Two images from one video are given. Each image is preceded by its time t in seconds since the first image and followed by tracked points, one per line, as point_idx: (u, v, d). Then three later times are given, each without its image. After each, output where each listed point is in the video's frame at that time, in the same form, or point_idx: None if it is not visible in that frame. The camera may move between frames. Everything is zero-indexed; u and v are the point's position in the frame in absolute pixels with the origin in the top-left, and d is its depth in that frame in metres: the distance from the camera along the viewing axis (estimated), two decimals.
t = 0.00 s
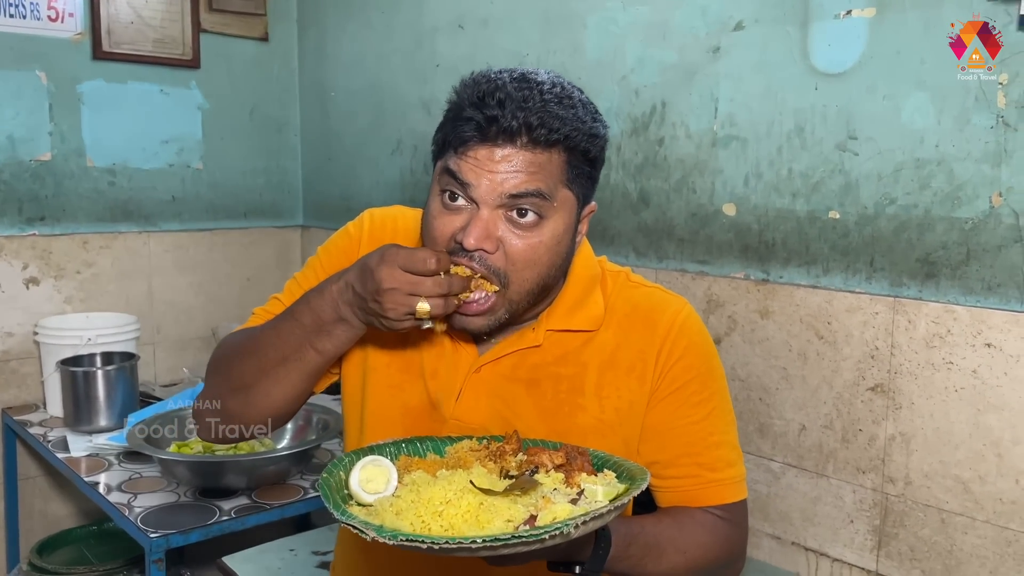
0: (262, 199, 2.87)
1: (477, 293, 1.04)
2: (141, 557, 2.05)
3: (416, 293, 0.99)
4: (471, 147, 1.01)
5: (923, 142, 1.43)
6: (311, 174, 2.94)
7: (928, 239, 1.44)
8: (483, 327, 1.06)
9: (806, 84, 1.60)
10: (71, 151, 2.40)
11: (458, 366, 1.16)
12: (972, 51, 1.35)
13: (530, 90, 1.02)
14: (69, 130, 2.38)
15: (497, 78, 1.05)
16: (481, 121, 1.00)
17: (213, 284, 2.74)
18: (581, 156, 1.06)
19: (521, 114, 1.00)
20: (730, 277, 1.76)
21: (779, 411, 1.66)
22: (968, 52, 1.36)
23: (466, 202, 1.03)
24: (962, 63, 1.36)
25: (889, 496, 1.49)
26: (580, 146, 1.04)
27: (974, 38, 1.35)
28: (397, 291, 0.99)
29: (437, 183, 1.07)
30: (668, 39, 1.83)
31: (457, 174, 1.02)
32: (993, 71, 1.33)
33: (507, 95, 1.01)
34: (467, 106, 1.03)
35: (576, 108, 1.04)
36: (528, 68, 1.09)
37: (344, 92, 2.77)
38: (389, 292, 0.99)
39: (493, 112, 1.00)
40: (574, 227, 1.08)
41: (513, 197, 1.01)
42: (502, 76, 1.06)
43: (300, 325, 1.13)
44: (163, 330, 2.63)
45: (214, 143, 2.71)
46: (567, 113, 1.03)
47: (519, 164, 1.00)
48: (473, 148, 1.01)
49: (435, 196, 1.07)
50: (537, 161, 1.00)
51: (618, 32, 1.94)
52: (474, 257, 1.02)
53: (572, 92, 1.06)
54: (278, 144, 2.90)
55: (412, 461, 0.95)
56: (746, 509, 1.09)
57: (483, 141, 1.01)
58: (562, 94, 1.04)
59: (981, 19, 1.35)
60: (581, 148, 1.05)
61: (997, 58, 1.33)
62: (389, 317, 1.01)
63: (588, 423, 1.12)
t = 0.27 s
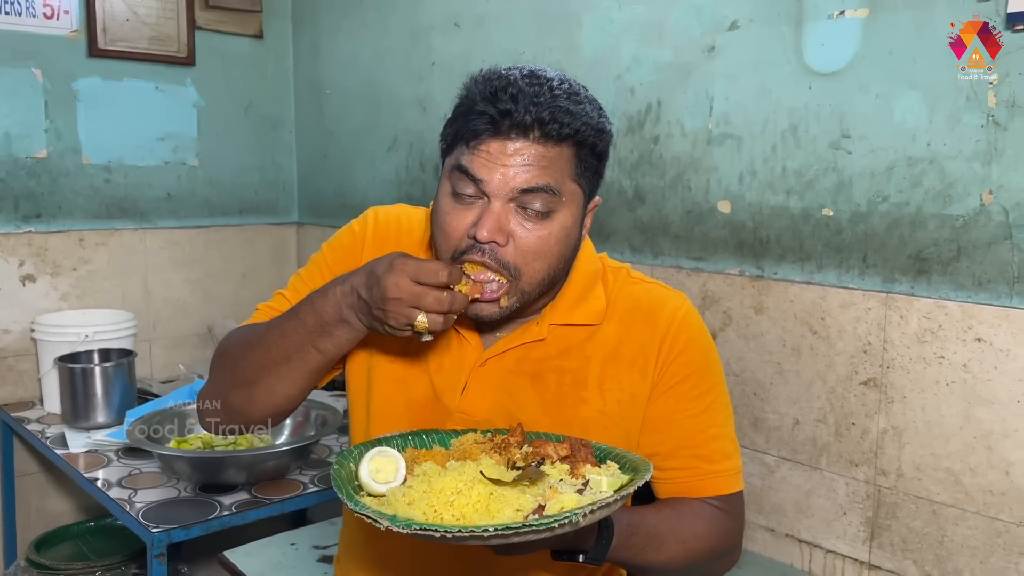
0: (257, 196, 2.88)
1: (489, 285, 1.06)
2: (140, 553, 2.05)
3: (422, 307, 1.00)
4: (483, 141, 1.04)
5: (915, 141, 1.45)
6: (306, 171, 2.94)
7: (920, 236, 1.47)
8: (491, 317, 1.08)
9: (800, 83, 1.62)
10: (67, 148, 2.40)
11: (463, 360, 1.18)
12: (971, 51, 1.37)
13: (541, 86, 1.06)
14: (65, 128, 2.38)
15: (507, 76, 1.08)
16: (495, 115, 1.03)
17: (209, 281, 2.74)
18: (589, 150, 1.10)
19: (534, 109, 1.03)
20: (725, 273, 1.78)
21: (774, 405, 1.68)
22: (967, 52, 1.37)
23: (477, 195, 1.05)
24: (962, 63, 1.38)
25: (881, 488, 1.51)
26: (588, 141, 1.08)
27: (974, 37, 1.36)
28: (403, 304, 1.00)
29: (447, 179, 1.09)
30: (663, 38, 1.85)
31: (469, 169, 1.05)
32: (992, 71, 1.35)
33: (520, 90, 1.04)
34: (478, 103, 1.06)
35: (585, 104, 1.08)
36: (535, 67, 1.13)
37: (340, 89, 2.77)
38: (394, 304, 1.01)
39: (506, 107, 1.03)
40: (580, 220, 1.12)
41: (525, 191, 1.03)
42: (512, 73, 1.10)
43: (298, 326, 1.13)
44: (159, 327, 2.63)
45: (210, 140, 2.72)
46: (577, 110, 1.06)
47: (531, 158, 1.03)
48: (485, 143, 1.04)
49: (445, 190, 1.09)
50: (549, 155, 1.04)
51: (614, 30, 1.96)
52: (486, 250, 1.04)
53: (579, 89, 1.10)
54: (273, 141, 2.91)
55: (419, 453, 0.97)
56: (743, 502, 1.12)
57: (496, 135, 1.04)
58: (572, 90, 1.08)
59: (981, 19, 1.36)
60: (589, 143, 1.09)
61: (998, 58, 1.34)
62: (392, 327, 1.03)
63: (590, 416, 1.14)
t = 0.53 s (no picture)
0: (253, 193, 2.88)
1: (495, 279, 1.08)
2: (138, 549, 2.06)
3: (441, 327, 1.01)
4: (487, 138, 1.06)
5: (908, 140, 1.48)
6: (302, 169, 2.95)
7: (912, 233, 1.49)
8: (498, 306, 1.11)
9: (795, 82, 1.64)
10: (63, 146, 2.40)
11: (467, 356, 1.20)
12: (972, 51, 1.38)
13: (542, 83, 1.08)
14: (61, 125, 2.39)
15: (508, 74, 1.11)
16: (497, 111, 1.06)
17: (205, 278, 2.75)
18: (591, 144, 1.12)
19: (536, 105, 1.05)
20: (721, 270, 1.80)
21: (768, 400, 1.71)
22: (968, 52, 1.39)
23: (483, 191, 1.07)
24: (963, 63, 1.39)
25: (874, 481, 1.54)
26: (589, 135, 1.10)
27: (974, 37, 1.38)
28: (422, 322, 1.02)
29: (451, 176, 1.11)
30: (660, 37, 1.87)
31: (473, 166, 1.06)
32: (992, 71, 1.36)
33: (522, 87, 1.07)
34: (481, 101, 1.08)
35: (584, 100, 1.11)
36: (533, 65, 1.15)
37: (336, 87, 2.78)
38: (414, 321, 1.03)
39: (509, 103, 1.05)
40: (584, 213, 1.14)
41: (530, 185, 1.05)
42: (511, 71, 1.12)
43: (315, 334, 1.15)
44: (156, 324, 2.64)
45: (206, 138, 2.72)
46: (578, 105, 1.09)
47: (534, 152, 1.05)
48: (489, 139, 1.06)
49: (449, 187, 1.11)
50: (553, 149, 1.06)
51: (610, 30, 1.97)
52: (494, 246, 1.06)
53: (577, 85, 1.13)
54: (269, 138, 2.91)
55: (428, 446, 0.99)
56: (742, 493, 1.14)
57: (499, 131, 1.06)
58: (571, 87, 1.10)
59: (981, 19, 1.38)
60: (590, 137, 1.11)
61: (998, 58, 1.36)
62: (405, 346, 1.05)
63: (592, 409, 1.16)
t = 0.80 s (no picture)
0: (249, 192, 2.89)
1: (500, 266, 1.10)
2: (135, 546, 2.08)
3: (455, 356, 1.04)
4: (488, 132, 1.08)
5: (899, 140, 1.50)
6: (297, 167, 2.96)
7: (903, 232, 1.52)
8: (504, 298, 1.13)
9: (788, 83, 1.67)
10: (59, 144, 2.40)
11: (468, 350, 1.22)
12: (972, 51, 1.40)
13: (538, 76, 1.10)
14: (57, 123, 2.39)
15: (505, 70, 1.13)
16: (497, 105, 1.07)
17: (201, 276, 2.76)
18: (588, 135, 1.14)
19: (536, 98, 1.07)
20: (715, 268, 1.83)
21: (762, 396, 1.73)
22: (968, 52, 1.40)
23: (486, 185, 1.09)
24: (963, 64, 1.41)
25: (866, 476, 1.57)
26: (586, 125, 1.13)
27: (974, 37, 1.39)
28: (440, 337, 1.06)
29: (452, 172, 1.13)
30: (654, 38, 1.89)
31: (476, 161, 1.08)
32: (992, 71, 1.38)
33: (520, 82, 1.09)
34: (479, 96, 1.10)
35: (579, 91, 1.14)
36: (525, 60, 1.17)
37: (331, 86, 2.79)
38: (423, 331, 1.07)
39: (509, 97, 1.07)
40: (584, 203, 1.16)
41: (533, 177, 1.07)
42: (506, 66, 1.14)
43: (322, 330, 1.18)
44: (152, 322, 2.64)
45: (202, 136, 2.72)
46: (574, 96, 1.11)
47: (534, 142, 1.07)
48: (489, 133, 1.08)
49: (452, 183, 1.12)
50: (553, 140, 1.08)
51: (606, 30, 1.99)
52: (501, 238, 1.08)
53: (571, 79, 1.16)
54: (264, 137, 2.92)
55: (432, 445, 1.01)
56: (737, 485, 1.16)
57: (500, 125, 1.07)
58: (565, 79, 1.13)
59: (981, 19, 1.39)
60: (587, 127, 1.14)
61: (997, 58, 1.37)
62: (403, 350, 1.06)
63: (591, 404, 1.18)
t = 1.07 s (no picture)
0: (244, 189, 2.89)
1: (507, 249, 1.11)
2: (132, 542, 2.10)
3: (435, 286, 1.08)
4: (489, 125, 1.10)
5: (890, 140, 1.53)
6: (292, 165, 2.97)
7: (893, 230, 1.54)
8: (511, 281, 1.14)
9: (780, 84, 1.69)
10: (55, 142, 2.41)
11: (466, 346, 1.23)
12: (972, 51, 1.41)
13: (534, 71, 1.14)
14: (53, 122, 2.39)
15: (500, 65, 1.15)
16: (497, 99, 1.10)
17: (196, 274, 2.76)
18: (585, 127, 1.18)
19: (535, 90, 1.10)
20: (708, 266, 1.85)
21: (754, 392, 1.76)
22: (968, 52, 1.42)
23: (488, 177, 1.11)
24: (963, 64, 1.42)
25: (856, 470, 1.59)
26: (583, 118, 1.16)
27: (974, 38, 1.41)
28: (424, 285, 1.09)
29: (452, 168, 1.14)
30: (648, 39, 1.91)
31: (479, 155, 1.10)
32: (992, 71, 1.39)
33: (518, 76, 1.12)
34: (478, 91, 1.12)
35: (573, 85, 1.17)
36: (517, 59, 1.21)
37: (326, 84, 2.80)
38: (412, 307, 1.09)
39: (509, 90, 1.10)
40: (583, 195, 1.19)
41: (535, 167, 1.10)
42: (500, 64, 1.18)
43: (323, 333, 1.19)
44: (147, 320, 2.65)
45: (197, 134, 2.73)
46: (570, 89, 1.15)
47: (533, 131, 1.10)
48: (490, 126, 1.10)
49: (453, 178, 1.14)
50: (552, 130, 1.11)
51: (600, 30, 2.01)
52: (510, 225, 1.10)
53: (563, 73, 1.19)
54: (259, 135, 2.93)
55: (433, 448, 1.02)
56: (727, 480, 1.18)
57: (501, 117, 1.10)
58: (560, 74, 1.17)
59: (981, 19, 1.40)
60: (584, 120, 1.17)
61: (997, 58, 1.39)
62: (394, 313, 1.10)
63: (587, 398, 1.20)
